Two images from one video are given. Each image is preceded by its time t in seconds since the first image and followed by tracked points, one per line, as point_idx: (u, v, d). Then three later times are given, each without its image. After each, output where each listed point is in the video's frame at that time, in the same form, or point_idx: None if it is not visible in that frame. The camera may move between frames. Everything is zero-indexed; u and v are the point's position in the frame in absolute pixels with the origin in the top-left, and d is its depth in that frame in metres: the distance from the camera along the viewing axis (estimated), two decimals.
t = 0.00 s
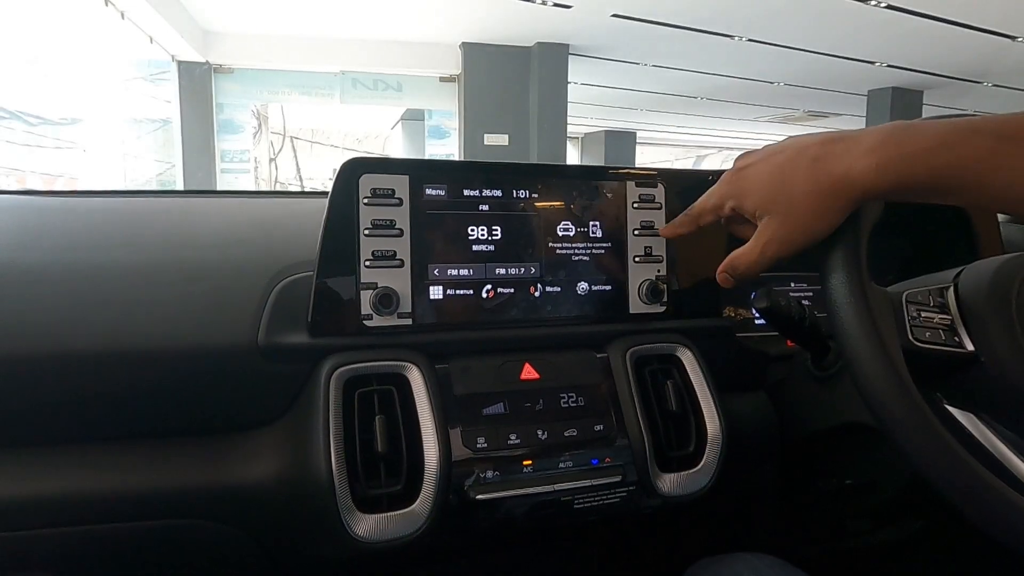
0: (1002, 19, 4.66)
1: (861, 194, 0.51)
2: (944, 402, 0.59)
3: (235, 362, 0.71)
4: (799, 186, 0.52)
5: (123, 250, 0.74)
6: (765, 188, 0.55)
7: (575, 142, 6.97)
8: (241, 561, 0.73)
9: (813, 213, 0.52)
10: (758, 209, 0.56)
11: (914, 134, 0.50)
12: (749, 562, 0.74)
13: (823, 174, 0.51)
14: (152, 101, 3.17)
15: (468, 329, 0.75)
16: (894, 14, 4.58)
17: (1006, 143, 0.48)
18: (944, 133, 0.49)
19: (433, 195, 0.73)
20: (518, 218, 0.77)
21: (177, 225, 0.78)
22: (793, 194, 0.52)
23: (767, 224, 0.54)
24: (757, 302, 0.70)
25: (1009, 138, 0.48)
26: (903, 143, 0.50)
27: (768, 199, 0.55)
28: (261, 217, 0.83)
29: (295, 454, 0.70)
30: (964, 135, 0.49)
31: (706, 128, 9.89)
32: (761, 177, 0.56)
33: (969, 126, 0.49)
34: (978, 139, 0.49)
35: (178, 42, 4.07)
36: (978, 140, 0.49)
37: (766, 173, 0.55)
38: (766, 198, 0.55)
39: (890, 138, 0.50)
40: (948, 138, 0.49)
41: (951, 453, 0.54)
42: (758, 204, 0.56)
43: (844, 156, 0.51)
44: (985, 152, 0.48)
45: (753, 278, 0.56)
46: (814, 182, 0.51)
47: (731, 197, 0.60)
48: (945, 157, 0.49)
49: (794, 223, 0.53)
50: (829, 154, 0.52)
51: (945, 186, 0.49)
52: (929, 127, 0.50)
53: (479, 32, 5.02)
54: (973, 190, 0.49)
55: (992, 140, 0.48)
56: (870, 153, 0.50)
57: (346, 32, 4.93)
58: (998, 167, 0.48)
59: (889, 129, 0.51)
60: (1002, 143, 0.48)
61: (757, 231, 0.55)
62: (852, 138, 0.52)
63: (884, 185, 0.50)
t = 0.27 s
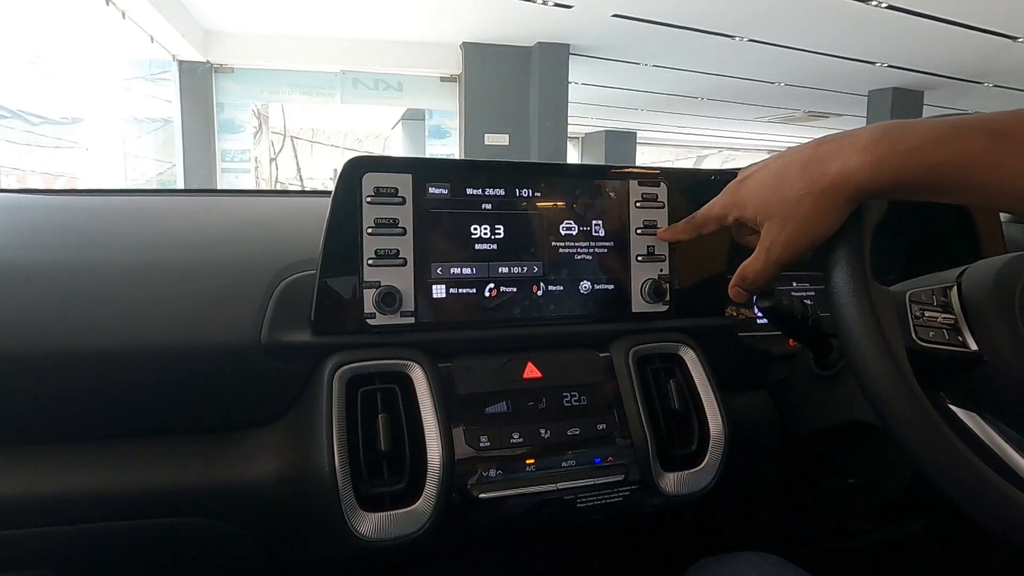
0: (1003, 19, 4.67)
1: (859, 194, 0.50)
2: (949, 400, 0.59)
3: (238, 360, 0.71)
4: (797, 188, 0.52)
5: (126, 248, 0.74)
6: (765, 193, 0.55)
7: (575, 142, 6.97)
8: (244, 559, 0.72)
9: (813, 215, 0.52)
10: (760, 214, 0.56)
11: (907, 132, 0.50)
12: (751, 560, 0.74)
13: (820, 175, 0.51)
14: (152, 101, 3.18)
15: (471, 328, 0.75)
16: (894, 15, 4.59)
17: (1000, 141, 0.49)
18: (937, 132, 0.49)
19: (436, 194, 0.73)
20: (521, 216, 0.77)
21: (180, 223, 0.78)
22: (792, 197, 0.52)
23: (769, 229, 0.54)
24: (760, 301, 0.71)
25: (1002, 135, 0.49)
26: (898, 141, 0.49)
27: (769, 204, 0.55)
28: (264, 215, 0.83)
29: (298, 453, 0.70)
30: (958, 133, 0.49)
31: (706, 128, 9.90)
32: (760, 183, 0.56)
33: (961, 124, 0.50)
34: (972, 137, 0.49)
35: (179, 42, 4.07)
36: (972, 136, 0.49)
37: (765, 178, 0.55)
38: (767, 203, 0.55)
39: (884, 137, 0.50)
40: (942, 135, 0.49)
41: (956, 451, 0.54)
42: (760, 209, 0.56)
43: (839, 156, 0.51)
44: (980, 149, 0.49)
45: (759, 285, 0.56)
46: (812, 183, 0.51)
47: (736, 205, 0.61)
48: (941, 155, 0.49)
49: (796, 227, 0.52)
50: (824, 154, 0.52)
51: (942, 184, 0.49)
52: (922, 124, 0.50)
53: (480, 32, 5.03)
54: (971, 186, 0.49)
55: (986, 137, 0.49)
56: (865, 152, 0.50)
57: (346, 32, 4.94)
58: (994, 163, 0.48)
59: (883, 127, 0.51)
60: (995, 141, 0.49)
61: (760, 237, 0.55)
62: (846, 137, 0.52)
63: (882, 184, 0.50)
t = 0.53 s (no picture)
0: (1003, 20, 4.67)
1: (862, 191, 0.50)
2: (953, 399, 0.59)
3: (238, 356, 0.71)
4: (799, 184, 0.52)
5: (126, 245, 0.73)
6: (766, 189, 0.55)
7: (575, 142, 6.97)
8: (244, 557, 0.72)
9: (815, 211, 0.51)
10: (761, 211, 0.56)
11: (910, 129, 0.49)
12: (752, 558, 0.74)
13: (822, 172, 0.51)
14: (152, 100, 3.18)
15: (471, 325, 0.75)
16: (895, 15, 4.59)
17: (1003, 138, 0.48)
18: (940, 129, 0.49)
19: (437, 191, 0.73)
20: (522, 214, 0.76)
21: (180, 220, 0.78)
22: (794, 193, 0.52)
23: (770, 225, 0.54)
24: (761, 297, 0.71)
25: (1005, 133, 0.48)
26: (900, 138, 0.49)
27: (771, 201, 0.54)
28: (264, 212, 0.83)
29: (298, 450, 0.70)
30: (961, 130, 0.49)
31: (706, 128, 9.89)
32: (761, 179, 0.56)
33: (964, 121, 0.49)
34: (975, 134, 0.49)
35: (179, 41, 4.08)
36: (975, 133, 0.49)
37: (766, 175, 0.55)
38: (769, 199, 0.55)
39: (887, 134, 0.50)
40: (945, 133, 0.49)
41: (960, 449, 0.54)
42: (761, 206, 0.56)
43: (842, 152, 0.51)
44: (984, 146, 0.48)
45: (759, 282, 0.55)
46: (815, 179, 0.51)
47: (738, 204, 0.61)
48: (944, 153, 0.48)
49: (798, 223, 0.52)
50: (826, 151, 0.51)
51: (945, 181, 0.49)
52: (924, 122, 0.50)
53: (480, 31, 5.03)
54: (975, 184, 0.49)
55: (989, 135, 0.48)
56: (868, 148, 0.50)
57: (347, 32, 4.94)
58: (998, 161, 0.48)
59: (885, 124, 0.50)
60: (999, 138, 0.48)
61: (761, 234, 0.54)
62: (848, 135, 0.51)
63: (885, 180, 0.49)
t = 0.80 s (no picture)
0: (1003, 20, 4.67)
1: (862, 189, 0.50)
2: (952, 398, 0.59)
3: (237, 355, 0.70)
4: (799, 181, 0.52)
5: (125, 242, 0.73)
6: (766, 185, 0.55)
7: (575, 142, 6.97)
8: (243, 556, 0.72)
9: (816, 208, 0.51)
10: (760, 207, 0.55)
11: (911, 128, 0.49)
12: (753, 558, 0.74)
13: (823, 169, 0.50)
14: (152, 99, 3.18)
15: (471, 324, 0.75)
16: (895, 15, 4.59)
17: (1005, 137, 0.48)
18: (941, 128, 0.49)
19: (437, 189, 0.73)
20: (522, 212, 0.76)
21: (179, 218, 0.78)
22: (794, 189, 0.52)
23: (769, 221, 0.53)
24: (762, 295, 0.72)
25: (1007, 131, 0.48)
26: (902, 136, 0.49)
27: (770, 197, 0.54)
28: (263, 211, 0.82)
29: (297, 449, 0.70)
30: (962, 129, 0.49)
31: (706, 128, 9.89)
32: (761, 175, 0.55)
33: (966, 119, 0.49)
34: (977, 133, 0.48)
35: (180, 40, 4.08)
36: (977, 132, 0.48)
37: (766, 171, 0.55)
38: (768, 196, 0.54)
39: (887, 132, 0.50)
40: (947, 131, 0.49)
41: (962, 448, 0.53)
42: (760, 202, 0.55)
43: (843, 150, 0.50)
44: (986, 146, 0.48)
45: (757, 280, 0.55)
46: (816, 177, 0.51)
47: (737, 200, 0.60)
48: (945, 151, 0.48)
49: (797, 221, 0.52)
50: (827, 148, 0.51)
51: (947, 180, 0.49)
52: (926, 121, 0.49)
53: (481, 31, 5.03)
54: (975, 183, 0.49)
55: (990, 134, 0.48)
56: (870, 146, 0.49)
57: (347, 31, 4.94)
58: (1000, 160, 0.48)
59: (886, 122, 0.50)
60: (1001, 137, 0.48)
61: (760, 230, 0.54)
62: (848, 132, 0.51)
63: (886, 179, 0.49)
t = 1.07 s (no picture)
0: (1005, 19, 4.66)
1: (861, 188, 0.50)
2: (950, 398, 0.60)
3: (240, 354, 0.71)
4: (799, 181, 0.52)
5: (127, 242, 0.73)
6: (767, 185, 0.55)
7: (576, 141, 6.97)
8: (244, 556, 0.72)
9: (815, 207, 0.51)
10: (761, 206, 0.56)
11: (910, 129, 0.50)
12: (752, 558, 0.74)
13: (822, 169, 0.51)
14: (154, 98, 3.18)
15: (473, 324, 0.75)
16: (897, 14, 4.58)
17: (1007, 138, 0.48)
18: (941, 129, 0.49)
19: (438, 189, 0.73)
20: (523, 212, 0.76)
21: (180, 218, 0.78)
22: (795, 189, 0.52)
23: (769, 221, 0.54)
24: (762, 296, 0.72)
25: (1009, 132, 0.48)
26: (901, 137, 0.49)
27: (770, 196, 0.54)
28: (265, 211, 0.83)
29: (299, 448, 0.70)
30: (963, 130, 0.49)
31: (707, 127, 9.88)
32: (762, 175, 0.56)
33: (967, 120, 0.49)
34: (977, 134, 0.48)
35: (181, 39, 4.08)
36: (978, 133, 0.48)
37: (767, 171, 0.55)
38: (769, 195, 0.54)
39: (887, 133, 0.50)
40: (946, 132, 0.49)
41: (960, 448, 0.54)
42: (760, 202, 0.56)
43: (842, 150, 0.51)
44: (987, 146, 0.48)
45: (757, 280, 0.54)
46: (815, 176, 0.51)
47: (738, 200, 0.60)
48: (944, 152, 0.48)
49: (797, 219, 0.52)
50: (827, 148, 0.51)
51: (946, 181, 0.49)
52: (926, 122, 0.50)
53: (482, 30, 5.02)
54: (976, 184, 0.49)
55: (991, 135, 0.48)
56: (869, 146, 0.50)
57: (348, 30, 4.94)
58: (1001, 161, 0.48)
59: (886, 122, 0.50)
60: (1002, 137, 0.48)
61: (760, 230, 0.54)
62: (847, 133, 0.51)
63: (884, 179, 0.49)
